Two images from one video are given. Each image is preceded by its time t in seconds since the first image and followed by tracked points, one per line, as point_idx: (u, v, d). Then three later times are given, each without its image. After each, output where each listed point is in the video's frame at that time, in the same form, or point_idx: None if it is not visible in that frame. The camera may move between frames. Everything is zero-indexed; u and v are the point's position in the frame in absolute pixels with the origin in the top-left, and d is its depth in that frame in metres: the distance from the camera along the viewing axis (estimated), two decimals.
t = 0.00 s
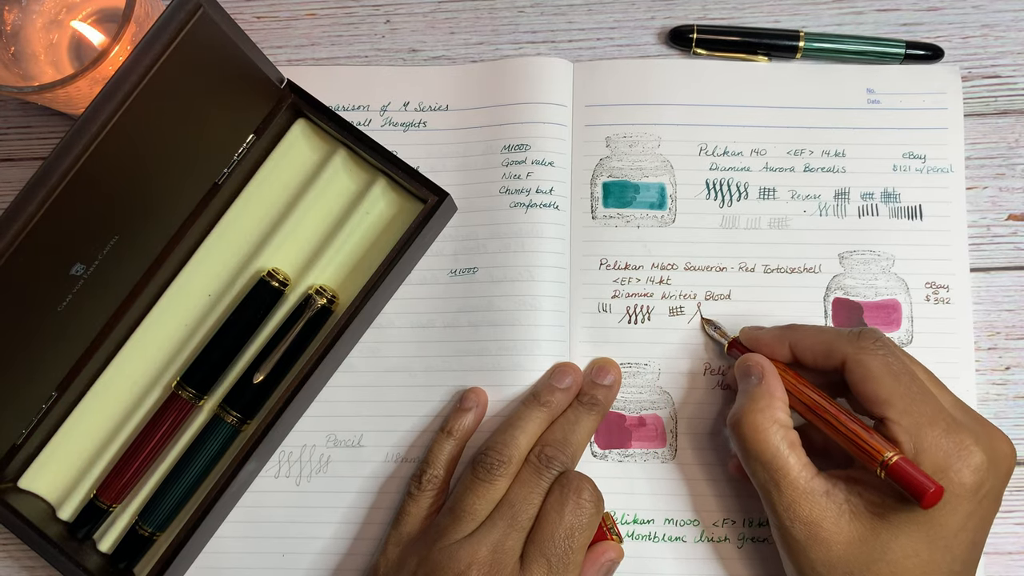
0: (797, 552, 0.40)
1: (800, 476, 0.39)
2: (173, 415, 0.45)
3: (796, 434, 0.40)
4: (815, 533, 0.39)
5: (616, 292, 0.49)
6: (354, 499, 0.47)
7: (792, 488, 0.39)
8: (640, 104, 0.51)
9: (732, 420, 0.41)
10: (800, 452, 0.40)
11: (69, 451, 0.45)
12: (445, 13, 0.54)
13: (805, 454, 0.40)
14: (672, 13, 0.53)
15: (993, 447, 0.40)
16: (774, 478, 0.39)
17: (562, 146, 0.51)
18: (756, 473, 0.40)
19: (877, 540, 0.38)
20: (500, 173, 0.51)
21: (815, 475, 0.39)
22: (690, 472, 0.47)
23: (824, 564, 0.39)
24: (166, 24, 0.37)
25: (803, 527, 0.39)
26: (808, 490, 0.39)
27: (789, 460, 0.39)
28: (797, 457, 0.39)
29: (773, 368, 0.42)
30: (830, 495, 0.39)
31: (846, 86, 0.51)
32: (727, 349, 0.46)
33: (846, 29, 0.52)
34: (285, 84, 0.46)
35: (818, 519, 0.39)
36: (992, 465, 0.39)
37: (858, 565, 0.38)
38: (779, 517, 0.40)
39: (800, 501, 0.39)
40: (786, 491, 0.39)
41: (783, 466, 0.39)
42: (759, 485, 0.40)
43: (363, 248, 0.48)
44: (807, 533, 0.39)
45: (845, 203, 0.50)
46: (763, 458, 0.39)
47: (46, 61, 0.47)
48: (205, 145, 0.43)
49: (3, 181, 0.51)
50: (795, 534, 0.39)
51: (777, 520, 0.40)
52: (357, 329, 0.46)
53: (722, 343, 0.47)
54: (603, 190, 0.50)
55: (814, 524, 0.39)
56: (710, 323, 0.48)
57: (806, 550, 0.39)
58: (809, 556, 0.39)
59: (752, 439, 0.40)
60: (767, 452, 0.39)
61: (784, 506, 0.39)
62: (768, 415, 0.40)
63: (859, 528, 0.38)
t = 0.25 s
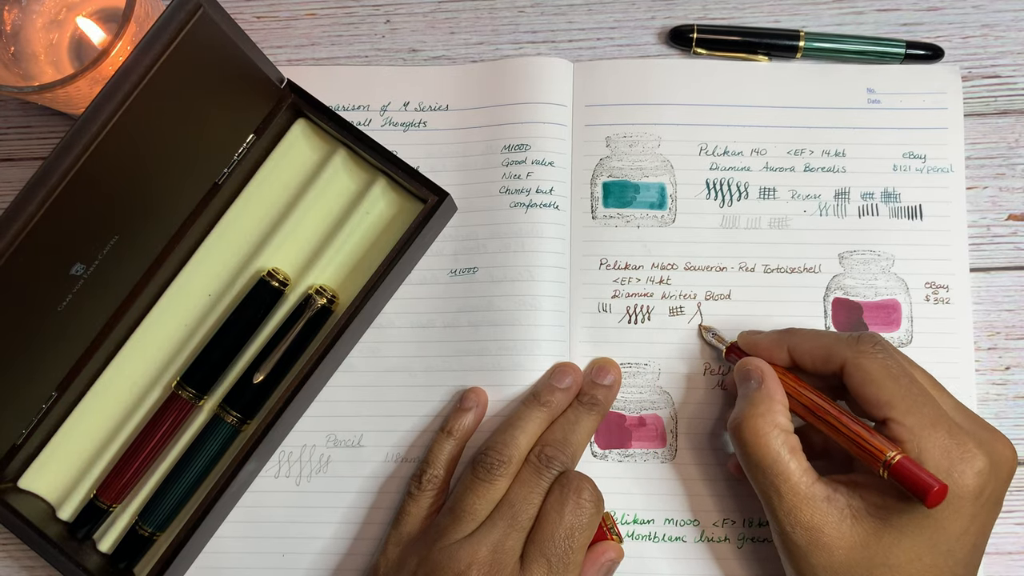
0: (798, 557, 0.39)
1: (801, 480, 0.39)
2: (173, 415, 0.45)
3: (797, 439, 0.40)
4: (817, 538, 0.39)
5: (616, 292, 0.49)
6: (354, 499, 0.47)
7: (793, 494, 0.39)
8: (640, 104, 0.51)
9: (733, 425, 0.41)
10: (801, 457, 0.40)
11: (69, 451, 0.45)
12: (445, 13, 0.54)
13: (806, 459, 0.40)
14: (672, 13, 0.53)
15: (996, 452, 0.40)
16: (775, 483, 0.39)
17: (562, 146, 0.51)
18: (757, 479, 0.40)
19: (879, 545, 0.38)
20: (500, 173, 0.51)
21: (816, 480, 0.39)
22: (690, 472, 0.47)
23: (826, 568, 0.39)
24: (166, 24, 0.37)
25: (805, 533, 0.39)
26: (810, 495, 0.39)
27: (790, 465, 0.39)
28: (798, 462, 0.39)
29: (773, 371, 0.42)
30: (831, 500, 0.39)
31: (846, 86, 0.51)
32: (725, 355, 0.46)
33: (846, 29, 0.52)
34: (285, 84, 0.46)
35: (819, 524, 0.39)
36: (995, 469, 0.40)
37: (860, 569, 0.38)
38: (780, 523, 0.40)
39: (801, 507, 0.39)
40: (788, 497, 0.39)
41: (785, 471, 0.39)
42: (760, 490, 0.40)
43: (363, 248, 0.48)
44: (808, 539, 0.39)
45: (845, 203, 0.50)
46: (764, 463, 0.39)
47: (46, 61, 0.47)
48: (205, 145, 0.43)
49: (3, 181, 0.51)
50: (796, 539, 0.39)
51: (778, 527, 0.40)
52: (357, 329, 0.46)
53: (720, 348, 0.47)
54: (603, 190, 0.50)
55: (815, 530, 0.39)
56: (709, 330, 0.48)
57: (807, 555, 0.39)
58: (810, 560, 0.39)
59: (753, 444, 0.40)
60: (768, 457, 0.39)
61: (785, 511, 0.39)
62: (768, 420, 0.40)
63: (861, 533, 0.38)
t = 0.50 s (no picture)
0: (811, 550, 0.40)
1: (817, 473, 0.39)
2: (173, 414, 0.45)
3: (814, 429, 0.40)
4: (830, 531, 0.39)
5: (616, 292, 0.49)
6: (354, 499, 0.47)
7: (808, 486, 0.39)
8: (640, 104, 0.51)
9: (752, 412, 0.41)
10: (818, 448, 0.40)
11: (69, 451, 0.45)
12: (445, 13, 0.54)
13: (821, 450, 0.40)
14: (672, 13, 0.53)
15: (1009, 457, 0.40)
16: (791, 474, 0.39)
17: (562, 146, 0.51)
18: (776, 469, 0.40)
19: (891, 544, 0.38)
20: (500, 173, 0.51)
21: (831, 474, 0.39)
22: (691, 472, 0.46)
23: (836, 564, 0.39)
24: (166, 24, 0.37)
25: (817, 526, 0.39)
26: (823, 488, 0.39)
27: (807, 456, 0.39)
28: (814, 453, 0.39)
29: (787, 359, 0.42)
30: (845, 495, 0.39)
31: (846, 86, 0.51)
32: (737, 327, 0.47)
33: (846, 29, 0.52)
34: (285, 84, 0.46)
35: (832, 518, 0.39)
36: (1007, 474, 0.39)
37: (870, 567, 0.38)
38: (794, 514, 0.40)
39: (816, 500, 0.39)
40: (802, 489, 0.39)
41: (801, 462, 0.39)
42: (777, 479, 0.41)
43: (363, 248, 0.48)
44: (820, 532, 0.39)
45: (845, 203, 0.50)
46: (779, 452, 0.40)
47: (46, 61, 0.47)
48: (205, 145, 0.43)
49: (3, 181, 0.51)
50: (806, 532, 0.40)
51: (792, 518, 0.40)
52: (357, 329, 0.46)
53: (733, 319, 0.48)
54: (603, 190, 0.50)
55: (828, 524, 0.39)
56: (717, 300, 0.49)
57: (818, 548, 0.39)
58: (821, 554, 0.39)
59: (771, 433, 0.40)
60: (784, 447, 0.39)
61: (799, 503, 0.39)
62: (789, 410, 0.40)
63: (873, 531, 0.38)
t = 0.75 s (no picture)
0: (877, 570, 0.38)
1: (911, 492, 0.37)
2: (173, 415, 0.45)
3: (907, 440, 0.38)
4: (905, 548, 0.37)
5: (616, 292, 0.49)
6: (354, 499, 0.47)
7: (898, 507, 0.37)
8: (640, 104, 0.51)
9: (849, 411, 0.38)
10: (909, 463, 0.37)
11: (69, 451, 0.45)
12: (445, 13, 0.54)
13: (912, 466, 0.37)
14: (672, 13, 0.53)
15: None
16: (885, 490, 0.37)
17: (562, 146, 0.51)
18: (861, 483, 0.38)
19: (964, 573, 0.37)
20: (500, 173, 0.51)
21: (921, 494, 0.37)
22: (691, 472, 0.46)
23: None
24: (166, 24, 0.37)
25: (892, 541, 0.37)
26: (909, 504, 0.37)
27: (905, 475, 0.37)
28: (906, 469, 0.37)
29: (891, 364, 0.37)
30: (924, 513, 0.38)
31: (845, 86, 0.51)
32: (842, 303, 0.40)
33: (846, 29, 0.52)
34: (285, 83, 0.46)
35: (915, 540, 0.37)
36: None
37: None
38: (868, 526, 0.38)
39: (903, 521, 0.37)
40: (892, 508, 0.37)
41: (899, 481, 0.37)
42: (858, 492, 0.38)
43: (363, 248, 0.48)
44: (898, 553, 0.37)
45: (845, 203, 0.50)
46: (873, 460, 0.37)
47: (46, 60, 0.47)
48: (205, 144, 0.43)
49: (3, 181, 0.51)
50: (874, 553, 0.38)
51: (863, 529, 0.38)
52: (356, 329, 0.46)
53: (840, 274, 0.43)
54: (603, 190, 0.50)
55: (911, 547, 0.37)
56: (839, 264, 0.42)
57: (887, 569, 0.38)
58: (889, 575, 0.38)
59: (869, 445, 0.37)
60: (879, 457, 0.37)
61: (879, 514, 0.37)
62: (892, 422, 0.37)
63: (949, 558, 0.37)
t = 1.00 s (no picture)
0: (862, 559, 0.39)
1: (881, 480, 0.38)
2: (173, 415, 0.45)
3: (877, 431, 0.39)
4: (883, 538, 0.38)
5: (616, 292, 0.49)
6: (354, 499, 0.47)
7: (872, 495, 0.38)
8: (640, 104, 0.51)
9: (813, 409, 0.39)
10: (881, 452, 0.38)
11: (69, 451, 0.45)
12: (445, 13, 0.54)
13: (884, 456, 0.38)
14: (672, 13, 0.53)
15: None
16: (858, 481, 0.38)
17: (562, 146, 0.51)
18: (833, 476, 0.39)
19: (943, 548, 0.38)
20: (500, 173, 0.51)
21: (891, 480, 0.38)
22: (691, 472, 0.46)
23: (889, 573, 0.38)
24: (166, 24, 0.37)
25: (870, 532, 0.38)
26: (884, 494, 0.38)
27: (874, 463, 0.38)
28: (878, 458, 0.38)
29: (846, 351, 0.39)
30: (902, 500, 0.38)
31: (845, 86, 0.51)
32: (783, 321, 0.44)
33: (846, 29, 0.52)
34: (285, 84, 0.46)
35: (891, 526, 0.38)
36: None
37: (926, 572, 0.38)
38: (847, 519, 0.39)
39: (878, 509, 0.38)
40: (867, 497, 0.38)
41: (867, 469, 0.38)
42: (830, 488, 0.39)
43: (363, 248, 0.48)
44: (876, 541, 0.38)
45: (845, 203, 0.50)
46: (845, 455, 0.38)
47: (46, 61, 0.47)
48: (205, 145, 0.43)
49: (3, 181, 0.51)
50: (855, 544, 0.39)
51: (842, 522, 0.39)
52: (357, 329, 0.46)
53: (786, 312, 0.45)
54: (603, 190, 0.50)
55: (887, 533, 0.38)
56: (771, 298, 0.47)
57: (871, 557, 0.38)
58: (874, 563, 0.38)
59: (836, 436, 0.38)
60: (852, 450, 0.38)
61: (857, 509, 0.38)
62: (858, 414, 0.38)
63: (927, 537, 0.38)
